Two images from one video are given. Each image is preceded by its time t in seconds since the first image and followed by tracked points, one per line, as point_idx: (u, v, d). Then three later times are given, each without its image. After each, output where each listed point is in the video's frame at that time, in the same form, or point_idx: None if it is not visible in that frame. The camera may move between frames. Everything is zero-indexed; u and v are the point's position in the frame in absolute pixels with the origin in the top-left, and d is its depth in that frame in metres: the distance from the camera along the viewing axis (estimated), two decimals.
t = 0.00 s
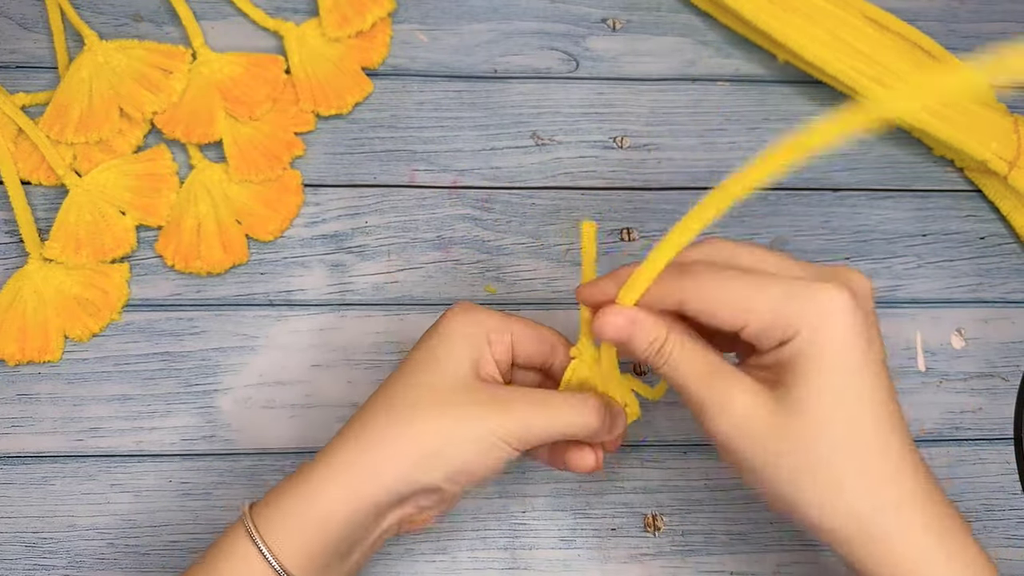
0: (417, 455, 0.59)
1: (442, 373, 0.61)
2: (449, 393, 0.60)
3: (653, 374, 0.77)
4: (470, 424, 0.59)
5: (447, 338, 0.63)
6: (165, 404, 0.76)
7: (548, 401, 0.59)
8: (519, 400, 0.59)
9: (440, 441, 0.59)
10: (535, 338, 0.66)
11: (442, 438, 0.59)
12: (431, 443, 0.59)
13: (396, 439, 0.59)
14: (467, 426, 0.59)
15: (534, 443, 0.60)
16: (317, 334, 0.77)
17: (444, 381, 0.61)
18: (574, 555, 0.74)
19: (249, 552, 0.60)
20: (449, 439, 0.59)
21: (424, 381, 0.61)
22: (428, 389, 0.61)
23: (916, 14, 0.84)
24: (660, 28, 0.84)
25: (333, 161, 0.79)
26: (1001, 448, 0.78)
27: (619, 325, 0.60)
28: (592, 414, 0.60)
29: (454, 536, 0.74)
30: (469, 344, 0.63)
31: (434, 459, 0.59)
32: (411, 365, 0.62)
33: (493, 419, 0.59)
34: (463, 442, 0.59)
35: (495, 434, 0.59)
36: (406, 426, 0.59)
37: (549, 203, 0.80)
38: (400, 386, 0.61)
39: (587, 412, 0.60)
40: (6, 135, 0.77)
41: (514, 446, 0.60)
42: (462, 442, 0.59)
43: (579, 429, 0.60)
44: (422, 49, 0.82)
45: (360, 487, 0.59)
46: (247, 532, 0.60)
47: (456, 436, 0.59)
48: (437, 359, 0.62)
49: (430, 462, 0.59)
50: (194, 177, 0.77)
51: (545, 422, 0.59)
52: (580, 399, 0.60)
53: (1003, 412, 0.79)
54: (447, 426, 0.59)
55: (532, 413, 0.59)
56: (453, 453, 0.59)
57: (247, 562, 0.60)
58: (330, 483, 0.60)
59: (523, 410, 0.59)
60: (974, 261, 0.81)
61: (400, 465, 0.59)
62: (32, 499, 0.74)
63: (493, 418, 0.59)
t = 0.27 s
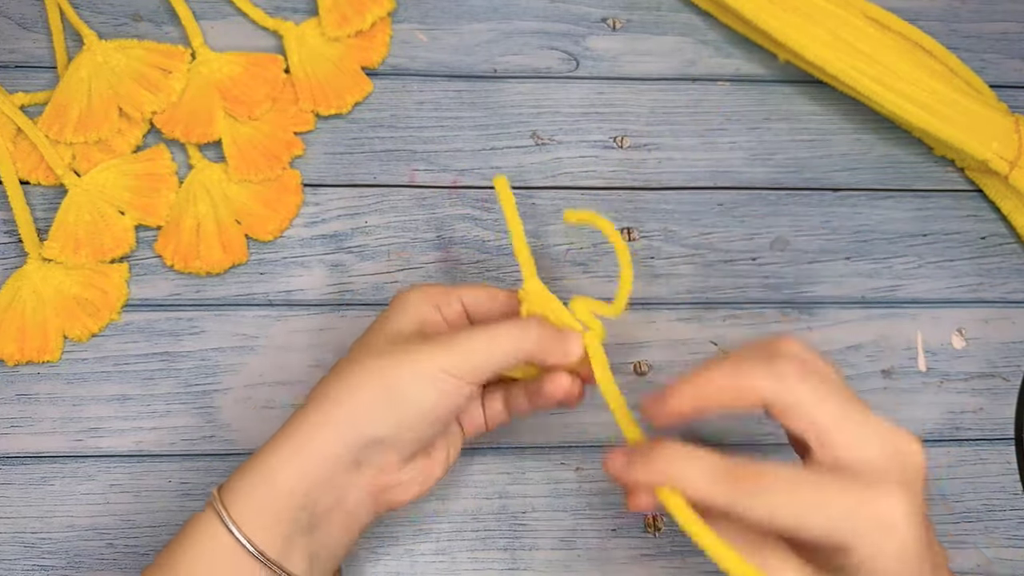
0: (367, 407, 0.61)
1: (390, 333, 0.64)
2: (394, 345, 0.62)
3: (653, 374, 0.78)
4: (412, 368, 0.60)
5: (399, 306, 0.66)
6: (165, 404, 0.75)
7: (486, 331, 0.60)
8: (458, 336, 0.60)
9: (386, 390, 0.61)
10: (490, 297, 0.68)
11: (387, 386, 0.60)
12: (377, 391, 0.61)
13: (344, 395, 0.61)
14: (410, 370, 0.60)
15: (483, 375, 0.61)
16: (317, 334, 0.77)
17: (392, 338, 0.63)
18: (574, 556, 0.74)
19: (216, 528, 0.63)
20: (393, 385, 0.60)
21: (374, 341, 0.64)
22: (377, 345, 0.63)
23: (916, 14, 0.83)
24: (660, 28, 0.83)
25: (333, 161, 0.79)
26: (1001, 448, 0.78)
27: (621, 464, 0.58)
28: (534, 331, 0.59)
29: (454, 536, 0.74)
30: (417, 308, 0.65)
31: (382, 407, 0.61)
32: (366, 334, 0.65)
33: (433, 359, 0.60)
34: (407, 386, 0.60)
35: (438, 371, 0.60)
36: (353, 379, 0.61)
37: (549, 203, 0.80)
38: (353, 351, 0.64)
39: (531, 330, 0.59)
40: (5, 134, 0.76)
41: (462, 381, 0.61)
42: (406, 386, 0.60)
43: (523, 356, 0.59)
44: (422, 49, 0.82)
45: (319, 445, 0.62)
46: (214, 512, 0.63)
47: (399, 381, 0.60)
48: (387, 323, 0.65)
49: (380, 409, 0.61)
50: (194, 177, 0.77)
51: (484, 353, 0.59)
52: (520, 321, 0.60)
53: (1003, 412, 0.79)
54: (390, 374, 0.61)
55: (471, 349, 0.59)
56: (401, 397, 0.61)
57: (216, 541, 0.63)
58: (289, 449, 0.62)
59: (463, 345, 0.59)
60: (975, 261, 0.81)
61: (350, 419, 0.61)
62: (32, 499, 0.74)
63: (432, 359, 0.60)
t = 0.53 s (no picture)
0: (340, 408, 0.59)
1: (367, 320, 0.61)
2: (369, 340, 0.60)
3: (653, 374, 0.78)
4: (389, 370, 0.58)
5: (377, 286, 0.64)
6: (165, 404, 0.75)
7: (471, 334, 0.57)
8: (439, 338, 0.58)
9: (360, 392, 0.58)
10: (472, 272, 0.66)
11: (362, 387, 0.58)
12: (351, 392, 0.58)
13: (317, 392, 0.59)
14: (388, 373, 0.58)
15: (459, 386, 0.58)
16: (317, 334, 0.77)
17: (370, 327, 0.61)
18: (574, 556, 0.74)
19: (179, 528, 0.60)
20: (369, 387, 0.58)
21: (348, 328, 0.61)
22: (353, 336, 0.60)
23: (916, 14, 0.84)
24: (660, 28, 0.83)
25: (333, 161, 0.79)
26: (1001, 448, 0.78)
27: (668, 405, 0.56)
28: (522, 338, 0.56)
29: (454, 536, 0.74)
30: (394, 291, 0.63)
31: (355, 408, 0.59)
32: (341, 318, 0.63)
33: (411, 364, 0.58)
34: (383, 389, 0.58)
35: (416, 378, 0.58)
36: (324, 378, 0.59)
37: (549, 203, 0.80)
38: (326, 338, 0.62)
39: (516, 326, 0.56)
40: (6, 134, 0.76)
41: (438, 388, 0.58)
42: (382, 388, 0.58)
43: (504, 361, 0.56)
44: (422, 49, 0.82)
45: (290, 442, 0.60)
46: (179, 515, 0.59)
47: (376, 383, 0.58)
48: (362, 308, 0.62)
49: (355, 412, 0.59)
50: (194, 177, 0.77)
51: (465, 360, 0.56)
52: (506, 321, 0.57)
53: (1003, 412, 0.79)
54: (365, 375, 0.58)
55: (450, 351, 0.57)
56: (373, 402, 0.58)
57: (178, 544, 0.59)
58: (258, 447, 0.60)
59: (443, 348, 0.57)
60: (974, 261, 0.81)
61: (324, 417, 0.59)
62: (32, 499, 0.74)
63: (412, 363, 0.58)
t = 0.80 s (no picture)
0: (367, 433, 0.59)
1: (393, 339, 0.61)
2: (395, 361, 0.60)
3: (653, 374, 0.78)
4: (417, 393, 0.58)
5: (396, 301, 0.63)
6: (165, 404, 0.75)
7: (503, 358, 0.59)
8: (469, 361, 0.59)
9: (386, 419, 0.58)
10: (490, 289, 0.66)
11: (390, 411, 0.58)
12: (380, 416, 0.58)
13: (343, 413, 0.59)
14: (416, 398, 0.58)
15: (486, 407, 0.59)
16: (317, 334, 0.77)
17: (396, 346, 0.61)
18: (574, 555, 0.74)
19: (204, 550, 0.59)
20: (397, 411, 0.58)
21: (371, 348, 0.61)
22: (378, 356, 0.60)
23: (916, 14, 0.84)
24: (661, 28, 0.84)
25: (333, 161, 0.79)
26: (1001, 448, 0.78)
27: (626, 377, 0.62)
28: (547, 363, 0.60)
29: (454, 536, 0.74)
30: (417, 309, 0.63)
31: (381, 433, 0.59)
32: (360, 336, 0.62)
33: (442, 387, 0.58)
34: (411, 412, 0.58)
35: (446, 402, 0.58)
36: (348, 399, 0.59)
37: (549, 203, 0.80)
38: (349, 358, 0.61)
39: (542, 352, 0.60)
40: (6, 134, 0.76)
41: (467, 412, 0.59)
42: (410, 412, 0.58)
43: (533, 382, 0.59)
44: (422, 49, 0.82)
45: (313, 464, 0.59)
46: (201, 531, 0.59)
47: (404, 407, 0.58)
48: (384, 327, 0.62)
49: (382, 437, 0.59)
50: (194, 177, 0.77)
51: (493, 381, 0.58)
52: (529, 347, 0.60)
53: (1003, 412, 0.79)
54: (393, 398, 0.59)
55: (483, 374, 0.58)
56: (401, 427, 0.58)
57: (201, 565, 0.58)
58: (283, 471, 0.59)
59: (474, 372, 0.58)
60: (974, 261, 0.81)
61: (350, 441, 0.59)
62: (32, 499, 0.74)
63: (441, 384, 0.58)
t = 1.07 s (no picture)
0: (348, 416, 0.59)
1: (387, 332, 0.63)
2: (379, 345, 0.61)
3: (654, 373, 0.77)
4: (391, 372, 0.58)
5: (401, 303, 0.65)
6: (165, 404, 0.75)
7: (481, 334, 0.58)
8: (441, 336, 0.58)
9: (365, 402, 0.59)
10: (502, 295, 0.67)
11: (367, 391, 0.59)
12: (357, 396, 0.59)
13: (325, 398, 0.60)
14: (388, 376, 0.58)
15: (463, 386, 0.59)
16: (317, 334, 0.77)
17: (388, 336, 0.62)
18: (574, 555, 0.74)
19: (192, 534, 0.60)
20: (372, 391, 0.59)
21: (367, 341, 0.63)
22: (368, 345, 0.62)
23: (916, 14, 0.84)
24: (660, 28, 0.84)
25: (333, 161, 0.79)
26: (1000, 448, 0.78)
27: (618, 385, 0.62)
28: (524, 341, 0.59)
29: (454, 536, 0.74)
30: (421, 310, 0.64)
31: (361, 415, 0.59)
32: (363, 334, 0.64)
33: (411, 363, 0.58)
34: (386, 390, 0.58)
35: (420, 380, 0.58)
36: (331, 382, 0.60)
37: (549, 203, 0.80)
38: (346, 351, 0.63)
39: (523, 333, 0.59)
40: (5, 134, 0.76)
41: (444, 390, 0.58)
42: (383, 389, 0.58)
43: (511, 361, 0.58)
44: (422, 49, 0.82)
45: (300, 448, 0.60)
46: (194, 519, 0.60)
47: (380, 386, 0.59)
48: (383, 325, 0.64)
49: (364, 420, 0.59)
50: (194, 177, 0.77)
51: (465, 356, 0.57)
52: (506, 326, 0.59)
53: (1003, 412, 0.79)
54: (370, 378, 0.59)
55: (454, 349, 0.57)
56: (378, 407, 0.59)
57: (187, 551, 0.60)
58: (270, 454, 0.61)
59: (445, 352, 0.57)
60: (974, 261, 0.81)
61: (333, 425, 0.60)
62: (32, 499, 0.74)
63: (413, 360, 0.58)
